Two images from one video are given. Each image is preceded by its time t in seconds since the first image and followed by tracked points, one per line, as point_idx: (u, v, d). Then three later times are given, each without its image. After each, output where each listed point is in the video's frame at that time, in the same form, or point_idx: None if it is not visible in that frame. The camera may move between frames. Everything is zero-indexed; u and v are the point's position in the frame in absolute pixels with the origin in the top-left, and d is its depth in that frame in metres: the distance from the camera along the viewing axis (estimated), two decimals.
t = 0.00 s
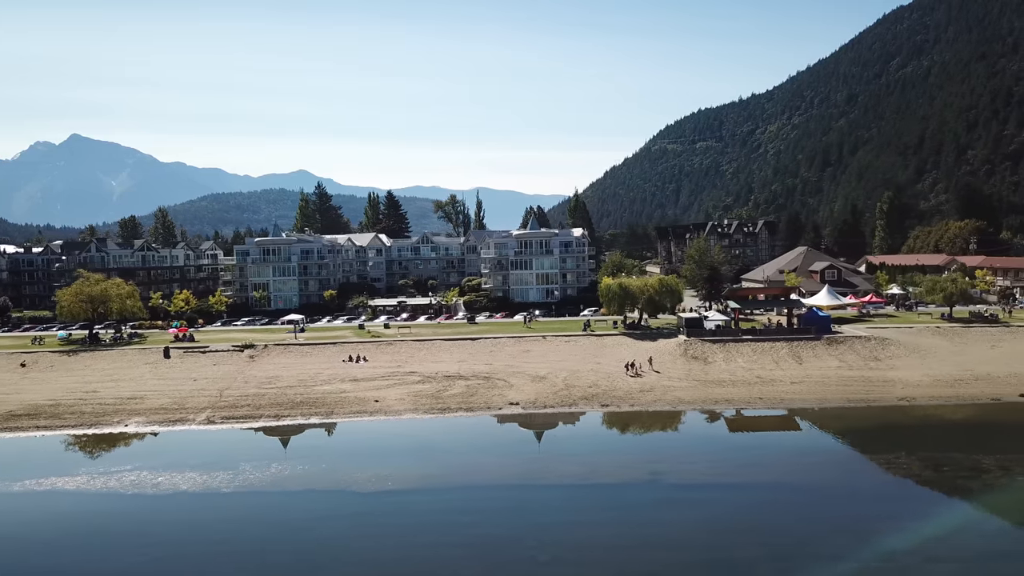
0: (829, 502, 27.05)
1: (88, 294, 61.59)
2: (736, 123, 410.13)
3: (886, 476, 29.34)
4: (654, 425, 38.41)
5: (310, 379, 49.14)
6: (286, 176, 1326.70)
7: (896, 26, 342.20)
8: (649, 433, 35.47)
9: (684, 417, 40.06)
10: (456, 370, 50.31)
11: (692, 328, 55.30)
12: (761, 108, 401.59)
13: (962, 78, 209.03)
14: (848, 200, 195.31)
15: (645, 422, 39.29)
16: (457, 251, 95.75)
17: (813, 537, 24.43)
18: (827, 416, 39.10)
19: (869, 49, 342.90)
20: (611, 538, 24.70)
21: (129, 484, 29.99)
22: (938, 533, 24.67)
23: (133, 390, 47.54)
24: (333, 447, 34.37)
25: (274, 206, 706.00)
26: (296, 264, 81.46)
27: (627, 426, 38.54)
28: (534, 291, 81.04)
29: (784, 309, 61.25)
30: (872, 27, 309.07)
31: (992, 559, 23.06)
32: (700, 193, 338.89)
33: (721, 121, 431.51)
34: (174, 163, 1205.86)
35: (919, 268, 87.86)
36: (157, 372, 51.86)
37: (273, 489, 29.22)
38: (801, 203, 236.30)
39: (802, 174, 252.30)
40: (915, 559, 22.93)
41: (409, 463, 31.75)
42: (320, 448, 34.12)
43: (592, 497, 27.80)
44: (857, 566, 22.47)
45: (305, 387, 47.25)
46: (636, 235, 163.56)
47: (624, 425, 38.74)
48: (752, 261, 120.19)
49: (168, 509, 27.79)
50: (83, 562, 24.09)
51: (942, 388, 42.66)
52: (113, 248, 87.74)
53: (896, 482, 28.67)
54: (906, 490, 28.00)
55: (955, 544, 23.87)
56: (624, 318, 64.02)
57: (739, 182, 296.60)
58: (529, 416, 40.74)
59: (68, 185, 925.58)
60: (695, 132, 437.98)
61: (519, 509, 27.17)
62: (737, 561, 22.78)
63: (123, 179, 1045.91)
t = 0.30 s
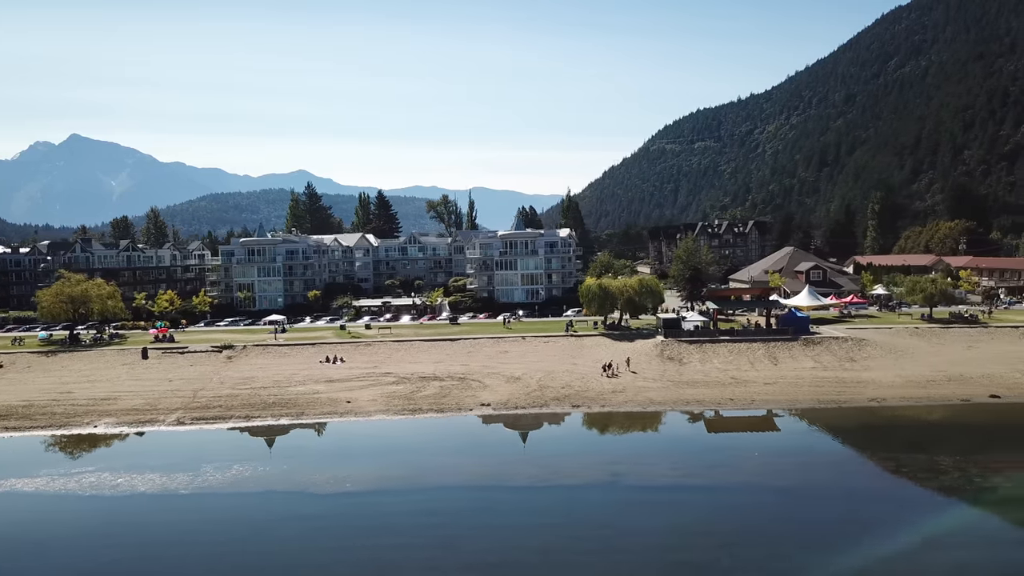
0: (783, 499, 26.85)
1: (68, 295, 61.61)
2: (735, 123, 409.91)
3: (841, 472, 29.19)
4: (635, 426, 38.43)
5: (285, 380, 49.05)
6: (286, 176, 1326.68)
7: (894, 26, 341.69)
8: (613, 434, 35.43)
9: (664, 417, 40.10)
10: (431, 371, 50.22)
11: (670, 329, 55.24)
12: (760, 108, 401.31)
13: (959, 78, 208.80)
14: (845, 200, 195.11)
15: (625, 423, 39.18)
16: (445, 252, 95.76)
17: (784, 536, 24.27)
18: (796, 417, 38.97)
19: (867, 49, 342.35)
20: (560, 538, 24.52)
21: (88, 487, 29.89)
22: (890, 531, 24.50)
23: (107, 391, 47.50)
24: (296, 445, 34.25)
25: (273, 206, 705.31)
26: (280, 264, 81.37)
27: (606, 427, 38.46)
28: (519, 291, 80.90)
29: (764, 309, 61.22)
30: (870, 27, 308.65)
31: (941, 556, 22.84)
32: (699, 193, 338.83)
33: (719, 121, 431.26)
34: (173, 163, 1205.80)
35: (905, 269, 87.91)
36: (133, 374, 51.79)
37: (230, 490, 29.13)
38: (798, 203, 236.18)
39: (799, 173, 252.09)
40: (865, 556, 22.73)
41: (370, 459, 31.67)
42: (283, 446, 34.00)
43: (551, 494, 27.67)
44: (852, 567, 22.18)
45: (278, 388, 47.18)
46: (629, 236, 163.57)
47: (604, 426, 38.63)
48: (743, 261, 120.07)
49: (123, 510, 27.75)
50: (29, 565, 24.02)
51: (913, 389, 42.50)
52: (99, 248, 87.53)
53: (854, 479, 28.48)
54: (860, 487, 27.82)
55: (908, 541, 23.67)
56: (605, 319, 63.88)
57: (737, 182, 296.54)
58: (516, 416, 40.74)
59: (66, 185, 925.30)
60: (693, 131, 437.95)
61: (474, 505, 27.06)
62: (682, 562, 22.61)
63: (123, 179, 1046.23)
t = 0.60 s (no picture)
0: (738, 497, 26.65)
1: (48, 295, 61.55)
2: (733, 124, 409.79)
3: (799, 471, 29.06)
4: (614, 426, 38.44)
5: (260, 381, 49.01)
6: (286, 176, 1326.90)
7: (893, 27, 340.52)
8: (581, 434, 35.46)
9: (644, 417, 40.01)
10: (407, 371, 50.12)
11: (648, 330, 55.25)
12: (758, 108, 401.06)
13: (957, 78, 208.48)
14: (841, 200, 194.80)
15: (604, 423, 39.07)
16: (432, 252, 95.68)
17: (746, 533, 24.03)
18: (766, 418, 38.87)
19: (865, 49, 341.84)
20: (510, 539, 24.35)
21: (45, 488, 29.83)
22: (841, 526, 24.27)
23: (82, 392, 47.46)
24: (260, 445, 34.14)
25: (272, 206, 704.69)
26: (265, 265, 81.26)
27: (585, 428, 38.36)
28: (504, 291, 80.79)
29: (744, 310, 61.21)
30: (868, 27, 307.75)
31: (890, 553, 22.63)
32: (697, 193, 338.84)
33: (718, 121, 431.11)
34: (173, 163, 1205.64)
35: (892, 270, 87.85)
36: (109, 374, 51.71)
37: (187, 491, 29.03)
38: (794, 204, 236.00)
39: (797, 174, 251.78)
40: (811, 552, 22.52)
41: (330, 460, 31.58)
42: (246, 446, 33.90)
43: (506, 495, 27.56)
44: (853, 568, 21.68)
45: (252, 389, 47.12)
46: (622, 237, 163.67)
47: (582, 427, 38.55)
48: (733, 262, 120.02)
49: (77, 511, 27.68)
50: None
51: (886, 389, 42.37)
52: (84, 248, 87.30)
53: (813, 476, 28.22)
54: (817, 484, 27.66)
55: (858, 537, 23.53)
56: (586, 320, 63.83)
57: (735, 183, 296.57)
58: (497, 415, 40.78)
59: (65, 184, 924.99)
60: (692, 131, 437.95)
61: (427, 505, 27.01)
62: (627, 561, 22.45)
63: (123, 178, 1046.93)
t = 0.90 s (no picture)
0: (691, 499, 26.62)
1: (28, 296, 61.53)
2: (731, 124, 409.66)
3: (756, 472, 29.06)
4: (595, 427, 38.62)
5: (235, 382, 49.01)
6: (290, 176, 1326.39)
7: (892, 26, 339.02)
8: (562, 434, 35.64)
9: (625, 417, 40.16)
10: (382, 372, 50.14)
11: (626, 330, 55.33)
12: (757, 108, 400.74)
13: (956, 78, 207.83)
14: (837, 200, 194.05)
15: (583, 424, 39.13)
16: (419, 252, 95.57)
17: (702, 537, 24.01)
18: (735, 419, 38.93)
19: (863, 49, 341.15)
20: (461, 543, 24.29)
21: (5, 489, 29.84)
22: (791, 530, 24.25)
23: (56, 392, 47.43)
24: (225, 446, 34.12)
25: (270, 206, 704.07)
26: (250, 265, 81.22)
27: (565, 429, 38.39)
28: (489, 292, 80.68)
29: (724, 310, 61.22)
30: (866, 26, 306.53)
31: (839, 552, 22.70)
32: (695, 193, 338.64)
33: (717, 121, 430.88)
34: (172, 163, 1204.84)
35: (879, 270, 87.70)
36: (85, 375, 51.77)
37: (146, 492, 29.02)
38: (791, 204, 235.45)
39: (794, 174, 251.18)
40: (757, 558, 22.48)
41: (291, 461, 31.58)
42: (211, 447, 33.88)
43: (462, 497, 27.54)
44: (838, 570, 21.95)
45: (227, 390, 47.12)
46: (615, 237, 163.66)
47: (562, 428, 38.57)
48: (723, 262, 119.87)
49: (33, 512, 27.67)
50: None
51: (857, 390, 42.42)
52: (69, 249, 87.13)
53: (769, 477, 28.19)
54: (774, 485, 27.68)
55: (807, 537, 23.57)
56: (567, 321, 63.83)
57: (733, 183, 296.27)
58: (483, 416, 40.74)
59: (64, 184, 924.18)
60: (690, 132, 437.79)
61: (383, 506, 27.00)
62: (574, 565, 22.42)
63: (122, 178, 1046.82)
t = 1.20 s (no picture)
0: (643, 499, 26.48)
1: (9, 297, 61.55)
2: (729, 124, 409.49)
3: (716, 471, 28.95)
4: (574, 428, 38.64)
5: (210, 383, 48.99)
6: (289, 176, 1326.89)
7: (890, 26, 338.26)
8: (529, 434, 35.60)
9: (605, 417, 40.15)
10: (358, 373, 50.09)
11: (605, 332, 55.39)
12: (755, 108, 400.41)
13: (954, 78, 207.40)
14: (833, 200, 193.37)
15: (561, 425, 39.14)
16: (407, 253, 95.42)
17: (655, 536, 23.84)
18: (704, 420, 38.91)
19: (861, 49, 340.39)
20: (410, 543, 24.09)
21: None
22: (740, 529, 24.09)
23: (32, 393, 47.39)
24: (189, 447, 34.00)
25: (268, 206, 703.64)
26: (235, 266, 81.19)
27: (543, 430, 38.37)
28: (475, 293, 80.59)
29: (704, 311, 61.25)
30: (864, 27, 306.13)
31: (786, 550, 22.61)
32: (693, 194, 338.48)
33: (715, 121, 430.54)
34: (171, 163, 1204.84)
35: (866, 270, 87.69)
36: (61, 375, 51.77)
37: (103, 494, 28.90)
38: (787, 204, 234.99)
39: (791, 174, 250.61)
40: (703, 557, 22.26)
41: (252, 462, 31.54)
42: (175, 448, 33.78)
43: (415, 498, 27.44)
44: (849, 567, 21.70)
45: (201, 391, 47.11)
46: (608, 237, 163.87)
47: (540, 429, 38.55)
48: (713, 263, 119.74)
49: None
50: None
51: (827, 391, 42.41)
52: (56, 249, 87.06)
53: (724, 477, 28.06)
54: (730, 484, 27.54)
55: (755, 536, 23.49)
56: (548, 321, 63.80)
57: (730, 183, 295.91)
58: (468, 416, 40.74)
59: (63, 183, 923.80)
60: (689, 132, 438.06)
61: (338, 507, 26.92)
62: (518, 566, 22.25)
63: (122, 178, 1047.26)
